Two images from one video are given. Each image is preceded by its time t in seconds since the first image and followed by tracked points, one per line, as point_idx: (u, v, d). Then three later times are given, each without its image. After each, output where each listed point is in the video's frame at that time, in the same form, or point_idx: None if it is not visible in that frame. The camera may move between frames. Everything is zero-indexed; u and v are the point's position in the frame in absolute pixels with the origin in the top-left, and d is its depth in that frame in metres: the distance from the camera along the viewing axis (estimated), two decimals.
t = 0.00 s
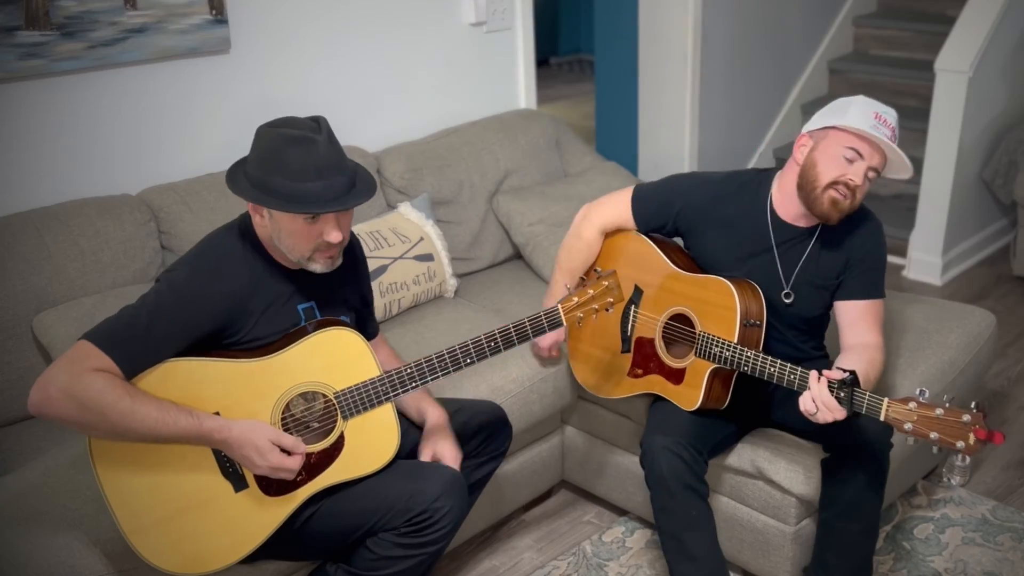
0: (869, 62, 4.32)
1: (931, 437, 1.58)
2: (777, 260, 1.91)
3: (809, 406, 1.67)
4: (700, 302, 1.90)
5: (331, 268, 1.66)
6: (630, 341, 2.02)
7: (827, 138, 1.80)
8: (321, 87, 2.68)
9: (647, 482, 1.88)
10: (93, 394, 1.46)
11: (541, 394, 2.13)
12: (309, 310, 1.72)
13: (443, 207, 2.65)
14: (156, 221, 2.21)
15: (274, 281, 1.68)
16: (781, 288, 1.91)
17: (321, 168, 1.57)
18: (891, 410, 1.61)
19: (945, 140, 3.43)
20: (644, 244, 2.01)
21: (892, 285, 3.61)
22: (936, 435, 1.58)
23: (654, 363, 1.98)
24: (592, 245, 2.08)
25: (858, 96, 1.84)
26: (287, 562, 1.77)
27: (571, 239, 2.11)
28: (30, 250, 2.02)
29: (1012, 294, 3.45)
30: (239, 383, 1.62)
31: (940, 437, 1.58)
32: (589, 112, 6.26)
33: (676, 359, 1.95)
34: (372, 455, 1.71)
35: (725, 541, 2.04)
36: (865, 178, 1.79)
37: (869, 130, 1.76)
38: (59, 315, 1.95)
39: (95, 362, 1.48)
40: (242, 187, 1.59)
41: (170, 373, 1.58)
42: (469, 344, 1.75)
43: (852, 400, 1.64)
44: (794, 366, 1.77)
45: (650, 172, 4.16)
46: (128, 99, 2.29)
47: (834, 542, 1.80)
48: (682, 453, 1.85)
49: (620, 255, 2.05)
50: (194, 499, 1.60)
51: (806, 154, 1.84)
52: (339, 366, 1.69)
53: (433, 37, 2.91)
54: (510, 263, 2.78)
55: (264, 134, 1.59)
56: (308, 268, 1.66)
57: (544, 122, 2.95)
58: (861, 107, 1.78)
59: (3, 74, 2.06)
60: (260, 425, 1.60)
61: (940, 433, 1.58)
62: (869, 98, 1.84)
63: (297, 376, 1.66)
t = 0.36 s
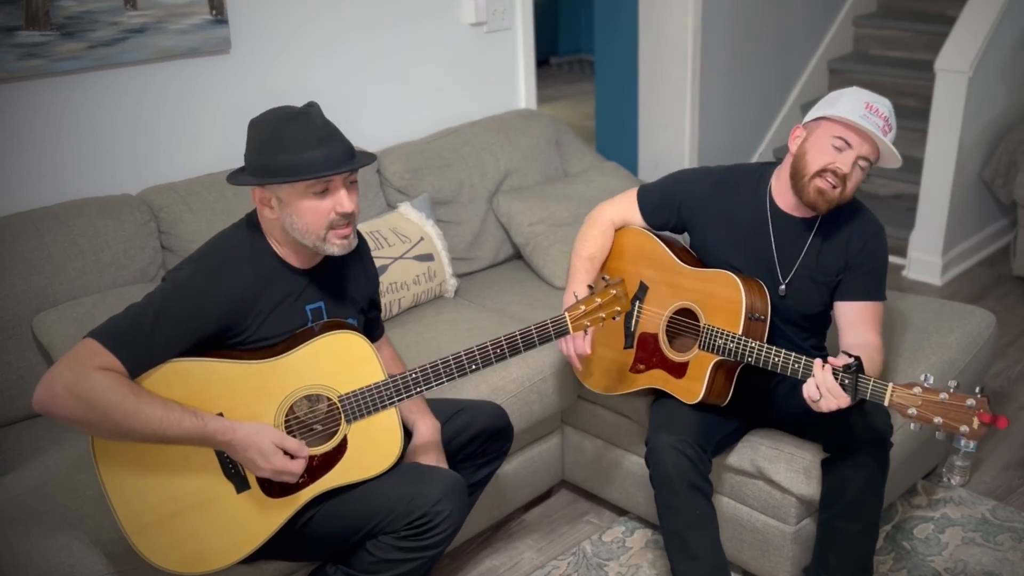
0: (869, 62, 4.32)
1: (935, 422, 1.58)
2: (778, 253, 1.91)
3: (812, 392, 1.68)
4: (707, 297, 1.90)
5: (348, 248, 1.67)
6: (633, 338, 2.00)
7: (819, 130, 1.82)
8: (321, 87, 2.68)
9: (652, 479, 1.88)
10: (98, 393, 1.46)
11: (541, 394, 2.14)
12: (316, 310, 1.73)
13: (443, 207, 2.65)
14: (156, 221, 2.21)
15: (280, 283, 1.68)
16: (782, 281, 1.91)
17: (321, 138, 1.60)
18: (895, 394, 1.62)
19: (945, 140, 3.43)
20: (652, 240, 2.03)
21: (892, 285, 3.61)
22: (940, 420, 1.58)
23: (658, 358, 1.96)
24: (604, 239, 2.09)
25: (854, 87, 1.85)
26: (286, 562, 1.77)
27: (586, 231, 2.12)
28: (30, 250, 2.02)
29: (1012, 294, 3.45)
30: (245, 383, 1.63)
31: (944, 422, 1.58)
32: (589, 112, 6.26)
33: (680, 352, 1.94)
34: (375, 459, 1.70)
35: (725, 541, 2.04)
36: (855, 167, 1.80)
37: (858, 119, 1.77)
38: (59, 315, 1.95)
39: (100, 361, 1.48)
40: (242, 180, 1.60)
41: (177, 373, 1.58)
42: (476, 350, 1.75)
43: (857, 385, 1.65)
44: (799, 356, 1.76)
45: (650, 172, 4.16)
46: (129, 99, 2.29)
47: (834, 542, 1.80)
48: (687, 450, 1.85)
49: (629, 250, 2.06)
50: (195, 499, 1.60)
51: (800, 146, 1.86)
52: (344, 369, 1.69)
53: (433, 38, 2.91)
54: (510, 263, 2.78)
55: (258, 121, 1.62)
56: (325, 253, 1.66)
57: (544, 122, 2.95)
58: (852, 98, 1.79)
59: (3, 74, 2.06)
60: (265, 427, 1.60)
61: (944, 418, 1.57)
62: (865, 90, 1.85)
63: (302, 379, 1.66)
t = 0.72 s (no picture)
0: (869, 63, 4.33)
1: (950, 406, 1.59)
2: (780, 247, 1.92)
3: (826, 381, 1.69)
4: (714, 293, 1.90)
5: (349, 247, 1.67)
6: (637, 336, 2.00)
7: (818, 123, 1.84)
8: (321, 87, 2.68)
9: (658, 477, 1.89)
10: (98, 394, 1.47)
11: (541, 393, 2.14)
12: (316, 312, 1.72)
13: (443, 207, 2.65)
14: (156, 221, 2.21)
15: (280, 284, 1.68)
16: (786, 276, 1.91)
17: (322, 137, 1.60)
18: (911, 381, 1.62)
19: (945, 139, 3.43)
20: (654, 239, 2.03)
21: (892, 285, 3.60)
22: (956, 404, 1.59)
23: (663, 354, 1.95)
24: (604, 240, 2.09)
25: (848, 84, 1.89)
26: (286, 562, 1.77)
27: (585, 231, 2.12)
28: (30, 250, 2.02)
29: (1012, 294, 3.45)
30: (245, 383, 1.63)
31: (959, 407, 1.59)
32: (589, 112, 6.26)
33: (684, 349, 1.93)
34: (375, 458, 1.70)
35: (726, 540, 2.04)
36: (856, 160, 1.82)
37: (857, 112, 1.79)
38: (59, 315, 1.95)
39: (100, 363, 1.49)
40: (242, 181, 1.60)
41: (176, 374, 1.58)
42: (476, 349, 1.75)
43: (871, 374, 1.66)
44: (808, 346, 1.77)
45: (650, 172, 4.16)
46: (129, 99, 2.29)
47: (834, 542, 1.80)
48: (698, 448, 1.85)
49: (630, 250, 2.06)
50: (195, 500, 1.60)
51: (799, 141, 1.87)
52: (344, 368, 1.69)
53: (433, 38, 2.91)
54: (510, 263, 2.78)
55: (257, 121, 1.62)
56: (326, 252, 1.66)
57: (544, 122, 2.95)
58: (849, 91, 1.82)
59: (3, 74, 2.06)
60: (265, 428, 1.60)
61: (960, 403, 1.59)
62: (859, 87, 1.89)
63: (301, 379, 1.66)
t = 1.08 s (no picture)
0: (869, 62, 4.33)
1: (948, 411, 1.60)
2: (779, 252, 1.92)
3: (824, 386, 1.69)
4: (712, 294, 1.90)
5: (340, 235, 1.67)
6: (636, 337, 2.00)
7: (814, 128, 1.84)
8: (321, 87, 2.68)
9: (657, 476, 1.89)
10: (98, 391, 1.47)
11: (541, 393, 2.14)
12: (311, 306, 1.72)
13: (443, 207, 2.65)
14: (156, 221, 2.21)
15: (278, 281, 1.68)
16: (786, 281, 1.91)
17: (312, 123, 1.62)
18: (908, 386, 1.62)
19: (946, 139, 3.43)
20: (654, 241, 2.03)
21: (892, 285, 3.60)
22: (953, 409, 1.60)
23: (661, 356, 1.95)
24: (601, 241, 2.09)
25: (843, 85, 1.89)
26: (286, 562, 1.77)
27: (584, 234, 2.12)
28: (30, 250, 2.02)
29: (1012, 294, 3.45)
30: (244, 381, 1.63)
31: (957, 412, 1.60)
32: (588, 112, 6.26)
33: (683, 351, 1.93)
34: (374, 455, 1.70)
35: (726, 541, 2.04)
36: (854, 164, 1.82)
37: (855, 116, 1.79)
38: (59, 315, 1.95)
39: (100, 361, 1.49)
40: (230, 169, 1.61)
41: (175, 372, 1.58)
42: (474, 346, 1.75)
43: (868, 378, 1.66)
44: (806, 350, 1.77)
45: (650, 172, 4.16)
46: (129, 99, 2.29)
47: (834, 542, 1.81)
48: (696, 448, 1.85)
49: (628, 251, 2.06)
50: (196, 498, 1.60)
51: (796, 146, 1.87)
52: (343, 364, 1.69)
53: (433, 38, 2.91)
54: (510, 263, 2.78)
55: (243, 112, 1.63)
56: (318, 242, 1.66)
57: (544, 122, 2.95)
58: (844, 94, 1.81)
59: (3, 74, 2.06)
60: (265, 424, 1.60)
61: (957, 407, 1.59)
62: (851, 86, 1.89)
63: (300, 376, 1.66)
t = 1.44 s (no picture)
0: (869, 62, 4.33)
1: (943, 414, 1.59)
2: (767, 263, 1.92)
3: (820, 392, 1.69)
4: (704, 297, 1.89)
5: (333, 241, 1.66)
6: (631, 343, 2.02)
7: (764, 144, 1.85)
8: (321, 87, 2.68)
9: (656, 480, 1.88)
10: (96, 390, 1.46)
11: (540, 393, 2.14)
12: (308, 304, 1.72)
13: (443, 208, 2.65)
14: (156, 221, 2.21)
15: (274, 278, 1.68)
16: (774, 291, 1.92)
17: (339, 126, 1.63)
18: (903, 389, 1.62)
19: (946, 140, 3.43)
20: (645, 244, 2.02)
21: (892, 285, 3.60)
22: (948, 412, 1.59)
23: (658, 361, 1.97)
24: (592, 246, 2.08)
25: (810, 97, 1.86)
26: (286, 562, 1.77)
27: (576, 240, 2.12)
28: (30, 250, 2.02)
29: (1013, 294, 3.45)
30: (241, 378, 1.62)
31: (952, 413, 1.59)
32: (588, 112, 6.26)
33: (679, 355, 1.94)
34: (372, 452, 1.71)
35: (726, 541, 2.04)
36: (792, 179, 1.79)
37: (790, 131, 1.78)
38: (59, 315, 1.95)
39: (98, 359, 1.48)
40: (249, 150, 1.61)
41: (172, 370, 1.58)
42: (469, 343, 1.75)
43: (863, 382, 1.66)
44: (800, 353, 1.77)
45: (650, 172, 4.16)
46: (128, 99, 2.29)
47: (833, 543, 1.81)
48: (692, 450, 1.85)
49: (621, 256, 2.05)
50: (195, 496, 1.60)
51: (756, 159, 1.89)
52: (341, 361, 1.69)
53: (432, 38, 2.91)
54: (510, 263, 2.78)
55: (276, 103, 1.64)
56: (311, 243, 1.65)
57: (544, 122, 2.95)
58: (792, 108, 1.82)
59: (3, 74, 2.06)
60: (263, 421, 1.60)
61: (953, 408, 1.59)
62: (818, 98, 1.85)
63: (297, 373, 1.66)
